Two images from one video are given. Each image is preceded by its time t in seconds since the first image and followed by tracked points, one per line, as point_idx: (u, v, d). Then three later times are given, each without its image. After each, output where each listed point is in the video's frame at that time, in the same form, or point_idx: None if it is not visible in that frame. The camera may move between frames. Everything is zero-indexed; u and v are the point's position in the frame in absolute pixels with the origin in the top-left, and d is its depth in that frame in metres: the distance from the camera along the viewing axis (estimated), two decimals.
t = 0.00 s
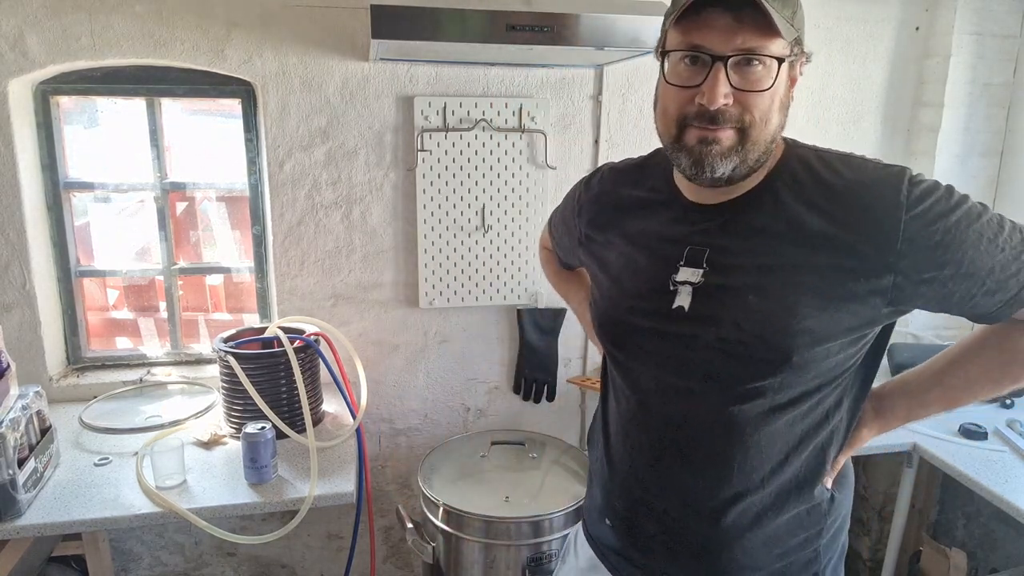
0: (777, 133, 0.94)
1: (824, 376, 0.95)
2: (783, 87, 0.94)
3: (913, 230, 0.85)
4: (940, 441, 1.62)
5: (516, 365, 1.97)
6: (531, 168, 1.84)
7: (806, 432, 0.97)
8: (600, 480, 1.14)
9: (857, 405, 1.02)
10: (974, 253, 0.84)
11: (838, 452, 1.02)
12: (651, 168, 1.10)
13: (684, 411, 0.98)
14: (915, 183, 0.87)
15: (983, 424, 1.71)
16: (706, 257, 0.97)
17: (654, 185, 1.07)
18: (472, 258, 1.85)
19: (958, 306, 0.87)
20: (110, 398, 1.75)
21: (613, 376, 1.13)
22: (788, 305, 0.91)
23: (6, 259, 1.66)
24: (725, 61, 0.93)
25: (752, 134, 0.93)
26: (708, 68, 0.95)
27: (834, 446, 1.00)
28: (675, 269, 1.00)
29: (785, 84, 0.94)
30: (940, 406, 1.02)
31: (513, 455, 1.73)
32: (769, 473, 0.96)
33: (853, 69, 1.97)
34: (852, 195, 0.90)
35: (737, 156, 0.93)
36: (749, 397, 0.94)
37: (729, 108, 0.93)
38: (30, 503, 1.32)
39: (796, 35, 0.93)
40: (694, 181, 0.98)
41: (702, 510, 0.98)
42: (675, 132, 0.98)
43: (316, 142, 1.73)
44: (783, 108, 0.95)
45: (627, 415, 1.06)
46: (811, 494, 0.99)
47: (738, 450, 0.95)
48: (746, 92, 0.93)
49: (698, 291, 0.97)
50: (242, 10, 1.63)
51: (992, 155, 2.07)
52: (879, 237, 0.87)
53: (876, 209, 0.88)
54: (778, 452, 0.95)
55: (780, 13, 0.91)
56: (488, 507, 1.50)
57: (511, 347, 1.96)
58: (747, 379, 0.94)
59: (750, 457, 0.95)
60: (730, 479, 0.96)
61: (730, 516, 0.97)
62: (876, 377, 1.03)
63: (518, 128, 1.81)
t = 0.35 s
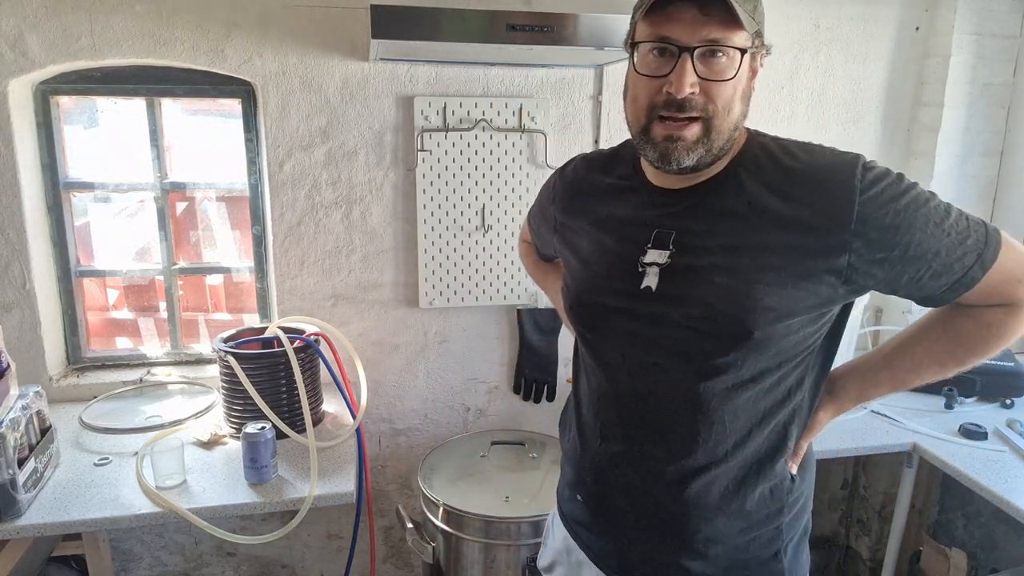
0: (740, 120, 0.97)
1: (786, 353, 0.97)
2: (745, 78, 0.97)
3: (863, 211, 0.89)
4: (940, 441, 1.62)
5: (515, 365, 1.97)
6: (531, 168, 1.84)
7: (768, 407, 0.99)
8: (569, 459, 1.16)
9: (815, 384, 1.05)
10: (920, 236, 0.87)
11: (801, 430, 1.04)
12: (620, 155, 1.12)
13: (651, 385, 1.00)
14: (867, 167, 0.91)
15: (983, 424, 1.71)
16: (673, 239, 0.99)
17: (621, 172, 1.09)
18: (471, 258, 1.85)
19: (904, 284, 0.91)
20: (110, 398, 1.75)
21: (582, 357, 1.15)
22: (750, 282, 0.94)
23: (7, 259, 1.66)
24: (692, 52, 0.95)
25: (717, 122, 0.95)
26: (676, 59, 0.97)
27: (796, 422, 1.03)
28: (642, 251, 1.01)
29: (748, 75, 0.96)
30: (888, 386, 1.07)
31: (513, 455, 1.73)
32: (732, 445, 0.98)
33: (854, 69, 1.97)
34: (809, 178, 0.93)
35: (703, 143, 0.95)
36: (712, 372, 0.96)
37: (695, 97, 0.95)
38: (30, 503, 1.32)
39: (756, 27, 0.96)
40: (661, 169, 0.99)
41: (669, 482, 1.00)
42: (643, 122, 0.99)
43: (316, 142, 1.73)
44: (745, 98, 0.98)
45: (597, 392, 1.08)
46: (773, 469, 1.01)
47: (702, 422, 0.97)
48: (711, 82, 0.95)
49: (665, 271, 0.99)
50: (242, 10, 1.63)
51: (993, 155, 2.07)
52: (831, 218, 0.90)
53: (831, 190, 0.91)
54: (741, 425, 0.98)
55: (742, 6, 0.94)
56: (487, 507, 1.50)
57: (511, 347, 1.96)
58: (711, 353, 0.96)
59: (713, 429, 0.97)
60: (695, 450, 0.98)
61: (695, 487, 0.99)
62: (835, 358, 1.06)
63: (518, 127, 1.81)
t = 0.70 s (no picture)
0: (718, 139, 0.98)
1: (760, 346, 0.99)
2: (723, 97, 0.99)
3: (827, 219, 0.90)
4: (940, 442, 1.62)
5: (515, 365, 1.97)
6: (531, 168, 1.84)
7: (745, 396, 1.02)
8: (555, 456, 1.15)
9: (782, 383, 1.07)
10: (878, 243, 0.89)
11: (775, 417, 1.07)
12: (585, 163, 1.11)
13: (635, 381, 1.01)
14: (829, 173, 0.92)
15: (983, 424, 1.71)
16: (649, 250, 0.98)
17: (590, 178, 1.08)
18: (470, 258, 1.85)
19: (864, 291, 0.93)
20: (111, 397, 1.75)
21: (562, 356, 1.15)
22: (727, 282, 0.95)
23: (7, 259, 1.66)
24: (686, 77, 0.94)
25: (706, 143, 0.95)
26: (670, 83, 0.95)
27: (769, 410, 1.06)
28: (620, 263, 1.01)
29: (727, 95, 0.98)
30: (851, 388, 1.07)
31: (514, 455, 1.73)
32: (715, 434, 1.00)
33: (854, 69, 1.97)
34: (774, 187, 0.94)
35: (696, 164, 0.95)
36: (694, 371, 0.98)
37: (692, 120, 0.94)
38: (30, 503, 1.32)
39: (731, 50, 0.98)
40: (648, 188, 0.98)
41: (658, 474, 1.01)
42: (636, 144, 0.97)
43: (316, 142, 1.73)
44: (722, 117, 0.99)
45: (581, 390, 1.08)
46: (752, 454, 1.04)
47: (687, 413, 0.99)
48: (704, 105, 0.95)
49: (645, 284, 0.98)
50: (242, 10, 1.63)
51: (992, 155, 2.06)
52: (796, 225, 0.91)
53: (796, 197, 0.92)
54: (722, 414, 1.00)
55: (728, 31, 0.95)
56: (487, 507, 1.50)
57: (510, 347, 1.97)
58: (694, 348, 0.97)
59: (697, 420, 0.99)
60: (682, 441, 1.00)
61: (683, 477, 1.00)
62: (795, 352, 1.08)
63: (518, 128, 1.81)
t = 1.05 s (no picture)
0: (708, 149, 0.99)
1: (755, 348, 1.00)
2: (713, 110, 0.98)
3: (814, 238, 0.90)
4: (940, 442, 1.62)
5: (515, 365, 1.97)
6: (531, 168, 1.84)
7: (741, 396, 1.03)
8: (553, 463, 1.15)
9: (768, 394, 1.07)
10: (860, 267, 0.90)
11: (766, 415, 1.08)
12: (574, 168, 1.10)
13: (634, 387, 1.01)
14: (820, 189, 0.92)
15: (983, 423, 1.71)
16: (642, 259, 0.98)
17: (580, 184, 1.07)
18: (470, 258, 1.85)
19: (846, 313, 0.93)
20: (111, 397, 1.75)
21: (556, 362, 1.14)
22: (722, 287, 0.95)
23: (7, 259, 1.66)
24: (674, 93, 0.94)
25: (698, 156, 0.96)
26: (659, 98, 0.95)
27: (762, 407, 1.07)
28: (614, 271, 1.00)
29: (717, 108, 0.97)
30: (830, 447, 1.04)
31: (514, 455, 1.73)
32: (714, 435, 1.01)
33: (854, 69, 1.97)
34: (763, 196, 0.93)
35: (685, 177, 0.95)
36: (689, 377, 0.98)
37: (681, 135, 0.94)
38: (30, 503, 1.32)
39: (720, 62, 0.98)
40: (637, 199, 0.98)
41: (659, 479, 1.01)
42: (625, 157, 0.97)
43: (317, 142, 1.73)
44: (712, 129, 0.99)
45: (579, 396, 1.08)
46: (748, 453, 1.05)
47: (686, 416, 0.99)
48: (693, 119, 0.94)
49: (639, 294, 0.98)
50: (242, 10, 1.63)
51: (992, 155, 2.06)
52: (783, 242, 0.92)
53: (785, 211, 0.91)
54: (719, 416, 1.01)
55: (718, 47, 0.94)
56: (487, 507, 1.50)
57: (511, 347, 1.97)
58: (692, 352, 0.97)
59: (696, 423, 0.99)
60: (680, 448, 1.00)
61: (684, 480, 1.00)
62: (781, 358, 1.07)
63: (518, 128, 1.81)
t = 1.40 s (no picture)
0: (676, 139, 0.96)
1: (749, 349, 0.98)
2: (673, 101, 0.95)
3: (804, 242, 0.90)
4: (940, 442, 1.62)
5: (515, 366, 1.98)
6: (531, 168, 1.84)
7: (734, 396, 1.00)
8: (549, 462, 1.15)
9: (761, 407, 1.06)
10: (843, 277, 0.90)
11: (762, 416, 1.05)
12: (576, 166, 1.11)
13: (628, 386, 1.00)
14: (814, 196, 0.91)
15: (983, 423, 1.71)
16: (634, 251, 0.98)
17: (579, 180, 1.08)
18: (470, 258, 1.85)
19: (823, 325, 0.92)
20: (111, 398, 1.75)
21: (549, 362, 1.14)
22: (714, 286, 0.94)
23: (6, 259, 1.66)
24: (611, 87, 0.95)
25: (650, 147, 0.95)
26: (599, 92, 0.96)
27: (759, 407, 1.04)
28: (607, 264, 1.00)
29: (673, 98, 0.95)
30: (812, 508, 0.96)
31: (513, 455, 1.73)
32: (706, 437, 0.99)
33: (854, 69, 1.97)
34: (756, 194, 0.93)
35: (633, 169, 0.95)
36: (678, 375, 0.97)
37: (619, 128, 0.95)
38: (30, 503, 1.32)
39: (681, 51, 0.95)
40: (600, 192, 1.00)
41: (650, 479, 1.00)
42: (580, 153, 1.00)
43: (316, 142, 1.73)
44: (676, 120, 0.96)
45: (570, 396, 1.07)
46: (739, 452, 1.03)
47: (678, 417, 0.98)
48: (634, 112, 0.94)
49: (630, 288, 0.98)
50: (242, 10, 1.63)
51: (992, 155, 2.06)
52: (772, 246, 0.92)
53: (778, 215, 0.91)
54: (710, 417, 0.99)
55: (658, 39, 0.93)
56: (487, 507, 1.50)
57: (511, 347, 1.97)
58: (683, 353, 0.96)
59: (689, 425, 0.98)
60: (669, 446, 0.99)
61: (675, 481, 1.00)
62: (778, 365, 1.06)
63: (518, 128, 1.81)
